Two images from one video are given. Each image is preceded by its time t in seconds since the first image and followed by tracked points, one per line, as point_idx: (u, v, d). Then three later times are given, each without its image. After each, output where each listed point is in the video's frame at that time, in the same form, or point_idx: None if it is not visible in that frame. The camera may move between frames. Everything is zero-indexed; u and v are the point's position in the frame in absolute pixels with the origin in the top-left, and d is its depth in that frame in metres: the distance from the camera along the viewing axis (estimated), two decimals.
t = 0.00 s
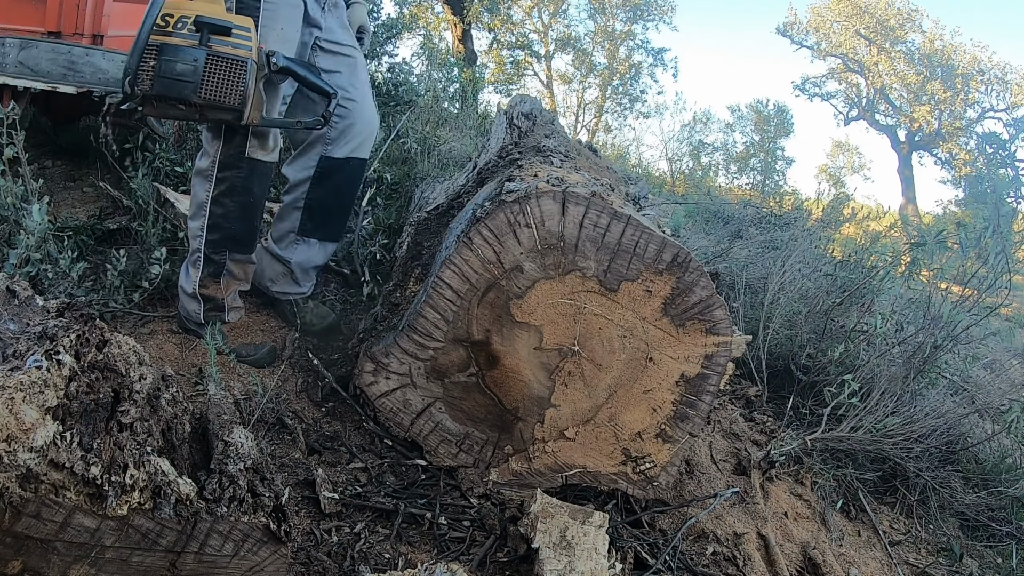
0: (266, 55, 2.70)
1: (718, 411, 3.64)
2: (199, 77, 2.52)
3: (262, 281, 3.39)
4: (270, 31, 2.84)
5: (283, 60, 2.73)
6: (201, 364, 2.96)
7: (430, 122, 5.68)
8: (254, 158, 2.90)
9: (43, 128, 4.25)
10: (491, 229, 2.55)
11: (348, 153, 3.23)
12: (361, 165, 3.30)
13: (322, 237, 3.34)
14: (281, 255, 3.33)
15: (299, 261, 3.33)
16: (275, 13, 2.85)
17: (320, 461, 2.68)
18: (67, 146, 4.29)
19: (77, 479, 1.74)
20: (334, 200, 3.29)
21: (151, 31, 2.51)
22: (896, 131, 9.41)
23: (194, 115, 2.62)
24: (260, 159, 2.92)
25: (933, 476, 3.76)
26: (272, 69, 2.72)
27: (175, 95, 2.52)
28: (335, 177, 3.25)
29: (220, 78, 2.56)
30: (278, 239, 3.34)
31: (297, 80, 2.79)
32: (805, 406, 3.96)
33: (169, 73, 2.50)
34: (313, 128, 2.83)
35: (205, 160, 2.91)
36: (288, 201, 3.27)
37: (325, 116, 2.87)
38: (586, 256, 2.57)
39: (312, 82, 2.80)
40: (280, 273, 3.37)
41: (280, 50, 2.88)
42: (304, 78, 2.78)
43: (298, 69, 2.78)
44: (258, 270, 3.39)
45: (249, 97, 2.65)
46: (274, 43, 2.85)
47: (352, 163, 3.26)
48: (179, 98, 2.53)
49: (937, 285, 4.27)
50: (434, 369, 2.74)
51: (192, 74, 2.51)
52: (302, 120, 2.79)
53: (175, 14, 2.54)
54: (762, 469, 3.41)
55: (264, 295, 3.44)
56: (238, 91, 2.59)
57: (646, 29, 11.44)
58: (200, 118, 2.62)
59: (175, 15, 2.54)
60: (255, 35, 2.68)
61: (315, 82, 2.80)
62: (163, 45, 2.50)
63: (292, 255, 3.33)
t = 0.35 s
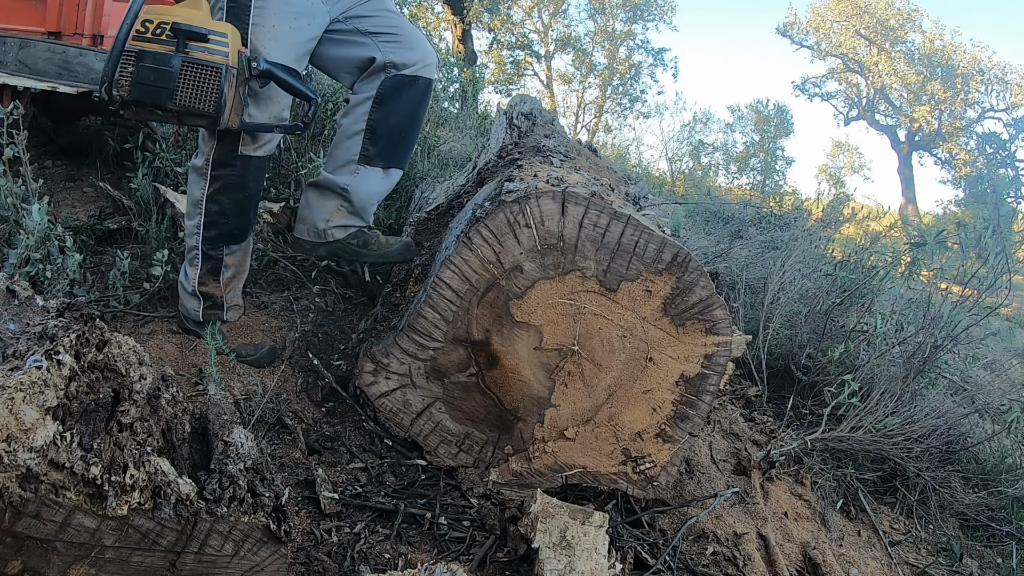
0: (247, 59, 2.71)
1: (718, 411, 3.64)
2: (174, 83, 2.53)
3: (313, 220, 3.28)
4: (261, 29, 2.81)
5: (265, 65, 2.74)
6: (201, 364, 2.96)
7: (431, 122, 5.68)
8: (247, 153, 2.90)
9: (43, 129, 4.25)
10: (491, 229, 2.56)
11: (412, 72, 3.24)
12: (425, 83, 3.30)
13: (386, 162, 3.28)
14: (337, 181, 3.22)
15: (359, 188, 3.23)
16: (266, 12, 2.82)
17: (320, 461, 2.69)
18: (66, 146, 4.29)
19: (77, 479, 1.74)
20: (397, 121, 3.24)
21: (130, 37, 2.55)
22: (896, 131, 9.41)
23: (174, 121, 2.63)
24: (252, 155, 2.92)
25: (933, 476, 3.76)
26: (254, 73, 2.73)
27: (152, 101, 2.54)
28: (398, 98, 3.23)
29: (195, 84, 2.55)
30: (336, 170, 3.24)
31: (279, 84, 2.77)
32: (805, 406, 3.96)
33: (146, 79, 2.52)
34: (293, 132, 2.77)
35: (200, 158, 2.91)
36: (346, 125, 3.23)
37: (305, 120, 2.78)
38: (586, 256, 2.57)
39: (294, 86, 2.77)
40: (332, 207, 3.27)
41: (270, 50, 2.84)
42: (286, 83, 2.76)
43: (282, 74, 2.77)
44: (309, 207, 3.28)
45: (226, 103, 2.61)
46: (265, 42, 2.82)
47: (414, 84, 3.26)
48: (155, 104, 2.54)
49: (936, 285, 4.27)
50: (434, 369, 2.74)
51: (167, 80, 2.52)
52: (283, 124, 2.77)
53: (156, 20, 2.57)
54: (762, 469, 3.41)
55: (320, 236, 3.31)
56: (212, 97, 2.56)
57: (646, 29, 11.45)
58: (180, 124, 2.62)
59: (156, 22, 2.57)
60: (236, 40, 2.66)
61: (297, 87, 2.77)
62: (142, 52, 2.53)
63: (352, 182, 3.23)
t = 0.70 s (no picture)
0: (235, 56, 2.66)
1: (718, 411, 3.64)
2: (158, 81, 2.52)
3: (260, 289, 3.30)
4: (251, 28, 2.82)
5: (254, 61, 2.70)
6: (200, 364, 2.96)
7: (431, 122, 5.68)
8: (241, 156, 2.90)
9: (43, 129, 4.25)
10: (491, 229, 2.55)
11: (336, 150, 3.14)
12: (353, 162, 3.20)
13: (321, 245, 3.25)
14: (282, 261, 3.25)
15: (297, 268, 3.25)
16: (257, 9, 2.82)
17: (320, 461, 2.69)
18: (66, 146, 4.29)
19: (77, 479, 1.74)
20: (328, 199, 3.19)
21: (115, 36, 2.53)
22: (896, 131, 9.41)
23: (162, 120, 2.62)
24: (248, 159, 2.92)
25: (933, 476, 3.76)
26: (242, 70, 2.68)
27: (137, 100, 2.53)
28: (325, 175, 3.16)
29: (179, 81, 2.53)
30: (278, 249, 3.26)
31: (270, 80, 2.76)
32: (805, 406, 3.96)
33: (130, 78, 2.51)
34: (284, 128, 2.84)
35: (196, 157, 2.91)
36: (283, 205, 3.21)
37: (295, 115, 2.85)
38: (586, 256, 2.57)
39: (285, 82, 2.77)
40: (277, 281, 3.27)
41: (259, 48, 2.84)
42: (278, 78, 2.75)
43: (273, 69, 2.75)
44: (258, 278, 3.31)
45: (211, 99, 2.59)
46: (255, 40, 2.83)
47: (341, 162, 3.16)
48: (140, 103, 2.54)
49: (936, 285, 4.27)
50: (434, 369, 2.74)
51: (151, 79, 2.51)
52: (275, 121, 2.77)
53: (142, 20, 2.56)
54: (762, 469, 3.41)
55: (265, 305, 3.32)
56: (197, 94, 2.54)
57: (646, 29, 11.45)
58: (167, 122, 2.61)
59: (142, 22, 2.56)
60: (222, 38, 2.64)
61: (287, 82, 2.77)
62: (127, 51, 2.53)
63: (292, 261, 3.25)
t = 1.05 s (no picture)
0: (233, 63, 2.67)
1: (718, 411, 3.64)
2: (156, 88, 2.52)
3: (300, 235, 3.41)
4: (256, 29, 2.82)
5: (251, 69, 2.70)
6: (201, 364, 2.95)
7: (431, 122, 5.69)
8: (241, 154, 2.90)
9: (43, 128, 4.25)
10: (491, 229, 2.55)
11: (393, 84, 3.26)
12: (406, 92, 3.31)
13: (370, 177, 3.33)
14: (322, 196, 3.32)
15: (342, 204, 3.32)
16: (262, 11, 2.83)
17: (320, 461, 2.69)
18: (66, 146, 4.29)
19: (77, 479, 1.74)
20: (377, 132, 3.27)
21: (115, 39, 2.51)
22: (896, 131, 9.41)
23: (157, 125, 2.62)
24: (248, 157, 2.92)
25: (933, 476, 3.76)
26: (239, 77, 2.69)
27: (134, 105, 2.53)
28: (381, 109, 3.25)
29: (178, 88, 2.54)
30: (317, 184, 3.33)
31: (264, 88, 2.76)
32: (805, 406, 3.96)
33: (129, 83, 2.51)
34: (276, 135, 2.89)
35: (196, 158, 2.92)
36: (326, 140, 3.28)
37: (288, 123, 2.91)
38: (586, 256, 2.57)
39: (279, 90, 2.78)
40: (317, 225, 3.39)
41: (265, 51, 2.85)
42: (271, 86, 2.76)
43: (268, 77, 2.76)
44: (293, 226, 3.41)
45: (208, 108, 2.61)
46: (259, 42, 2.83)
47: (397, 93, 3.28)
48: (138, 108, 2.54)
49: (936, 285, 4.27)
50: (434, 368, 2.74)
51: (150, 85, 2.52)
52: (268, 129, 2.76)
53: (142, 24, 2.55)
54: (762, 469, 3.41)
55: (309, 253, 3.44)
56: (195, 103, 2.56)
57: (646, 29, 11.45)
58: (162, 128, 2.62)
59: (142, 26, 2.55)
60: (221, 46, 2.65)
61: (281, 91, 2.78)
62: (125, 56, 2.52)
63: (335, 197, 3.32)
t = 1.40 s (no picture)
0: (250, 63, 2.70)
1: (718, 411, 3.64)
2: (180, 85, 2.52)
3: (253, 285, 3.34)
4: (265, 33, 2.83)
5: (268, 70, 2.74)
6: (201, 364, 2.96)
7: (431, 122, 5.69)
8: (250, 158, 2.89)
9: (43, 128, 4.26)
10: (491, 229, 2.55)
11: (336, 151, 3.20)
12: (349, 162, 3.26)
13: (314, 242, 3.31)
14: (275, 258, 3.30)
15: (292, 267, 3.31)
16: (272, 15, 2.84)
17: (320, 461, 2.68)
18: (66, 146, 4.30)
19: (77, 479, 1.74)
20: (322, 200, 3.25)
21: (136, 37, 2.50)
22: (896, 131, 9.40)
23: (177, 124, 2.62)
24: (256, 162, 2.91)
25: (933, 476, 3.76)
26: (257, 77, 2.73)
27: (158, 103, 2.52)
28: (323, 174, 3.21)
29: (202, 86, 2.54)
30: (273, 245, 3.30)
31: (281, 88, 2.79)
32: (805, 406, 3.97)
33: (151, 81, 2.50)
34: (297, 137, 2.85)
35: (201, 160, 2.91)
36: (278, 203, 3.25)
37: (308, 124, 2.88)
38: (586, 256, 2.57)
39: (297, 91, 2.79)
40: (271, 279, 3.33)
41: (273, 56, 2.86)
42: (289, 87, 2.78)
43: (285, 78, 2.78)
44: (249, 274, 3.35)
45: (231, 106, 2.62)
46: (267, 46, 2.85)
47: (340, 161, 3.23)
48: (161, 106, 2.53)
49: (936, 285, 4.27)
50: (434, 368, 2.73)
51: (174, 83, 2.51)
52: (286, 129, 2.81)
53: (161, 22, 2.53)
54: (762, 469, 3.42)
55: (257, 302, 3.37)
56: (220, 101, 2.57)
57: (646, 29, 11.45)
58: (183, 126, 2.62)
59: (161, 23, 2.53)
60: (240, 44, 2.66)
61: (299, 92, 2.79)
62: (146, 53, 2.50)
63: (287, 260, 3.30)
